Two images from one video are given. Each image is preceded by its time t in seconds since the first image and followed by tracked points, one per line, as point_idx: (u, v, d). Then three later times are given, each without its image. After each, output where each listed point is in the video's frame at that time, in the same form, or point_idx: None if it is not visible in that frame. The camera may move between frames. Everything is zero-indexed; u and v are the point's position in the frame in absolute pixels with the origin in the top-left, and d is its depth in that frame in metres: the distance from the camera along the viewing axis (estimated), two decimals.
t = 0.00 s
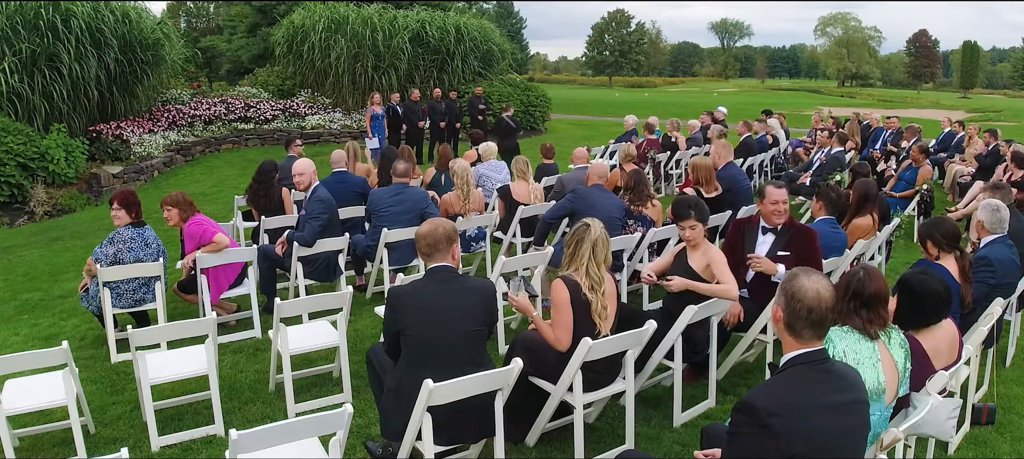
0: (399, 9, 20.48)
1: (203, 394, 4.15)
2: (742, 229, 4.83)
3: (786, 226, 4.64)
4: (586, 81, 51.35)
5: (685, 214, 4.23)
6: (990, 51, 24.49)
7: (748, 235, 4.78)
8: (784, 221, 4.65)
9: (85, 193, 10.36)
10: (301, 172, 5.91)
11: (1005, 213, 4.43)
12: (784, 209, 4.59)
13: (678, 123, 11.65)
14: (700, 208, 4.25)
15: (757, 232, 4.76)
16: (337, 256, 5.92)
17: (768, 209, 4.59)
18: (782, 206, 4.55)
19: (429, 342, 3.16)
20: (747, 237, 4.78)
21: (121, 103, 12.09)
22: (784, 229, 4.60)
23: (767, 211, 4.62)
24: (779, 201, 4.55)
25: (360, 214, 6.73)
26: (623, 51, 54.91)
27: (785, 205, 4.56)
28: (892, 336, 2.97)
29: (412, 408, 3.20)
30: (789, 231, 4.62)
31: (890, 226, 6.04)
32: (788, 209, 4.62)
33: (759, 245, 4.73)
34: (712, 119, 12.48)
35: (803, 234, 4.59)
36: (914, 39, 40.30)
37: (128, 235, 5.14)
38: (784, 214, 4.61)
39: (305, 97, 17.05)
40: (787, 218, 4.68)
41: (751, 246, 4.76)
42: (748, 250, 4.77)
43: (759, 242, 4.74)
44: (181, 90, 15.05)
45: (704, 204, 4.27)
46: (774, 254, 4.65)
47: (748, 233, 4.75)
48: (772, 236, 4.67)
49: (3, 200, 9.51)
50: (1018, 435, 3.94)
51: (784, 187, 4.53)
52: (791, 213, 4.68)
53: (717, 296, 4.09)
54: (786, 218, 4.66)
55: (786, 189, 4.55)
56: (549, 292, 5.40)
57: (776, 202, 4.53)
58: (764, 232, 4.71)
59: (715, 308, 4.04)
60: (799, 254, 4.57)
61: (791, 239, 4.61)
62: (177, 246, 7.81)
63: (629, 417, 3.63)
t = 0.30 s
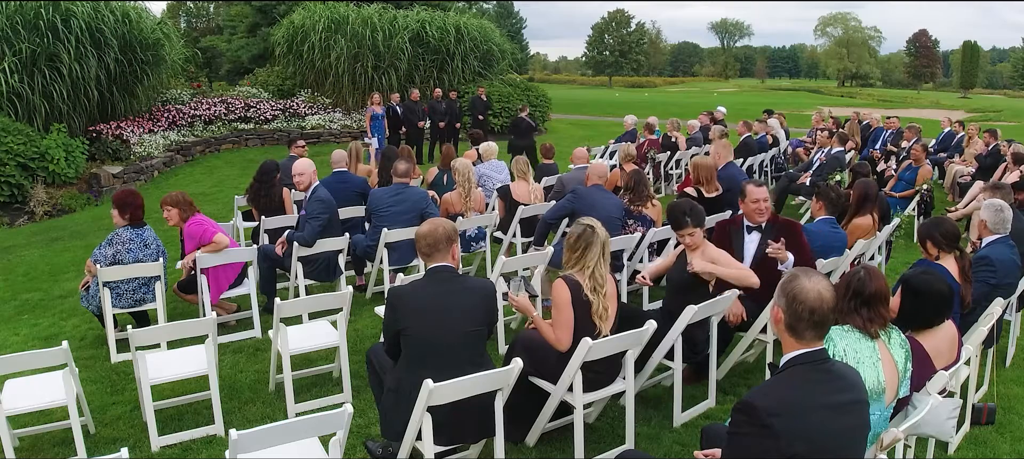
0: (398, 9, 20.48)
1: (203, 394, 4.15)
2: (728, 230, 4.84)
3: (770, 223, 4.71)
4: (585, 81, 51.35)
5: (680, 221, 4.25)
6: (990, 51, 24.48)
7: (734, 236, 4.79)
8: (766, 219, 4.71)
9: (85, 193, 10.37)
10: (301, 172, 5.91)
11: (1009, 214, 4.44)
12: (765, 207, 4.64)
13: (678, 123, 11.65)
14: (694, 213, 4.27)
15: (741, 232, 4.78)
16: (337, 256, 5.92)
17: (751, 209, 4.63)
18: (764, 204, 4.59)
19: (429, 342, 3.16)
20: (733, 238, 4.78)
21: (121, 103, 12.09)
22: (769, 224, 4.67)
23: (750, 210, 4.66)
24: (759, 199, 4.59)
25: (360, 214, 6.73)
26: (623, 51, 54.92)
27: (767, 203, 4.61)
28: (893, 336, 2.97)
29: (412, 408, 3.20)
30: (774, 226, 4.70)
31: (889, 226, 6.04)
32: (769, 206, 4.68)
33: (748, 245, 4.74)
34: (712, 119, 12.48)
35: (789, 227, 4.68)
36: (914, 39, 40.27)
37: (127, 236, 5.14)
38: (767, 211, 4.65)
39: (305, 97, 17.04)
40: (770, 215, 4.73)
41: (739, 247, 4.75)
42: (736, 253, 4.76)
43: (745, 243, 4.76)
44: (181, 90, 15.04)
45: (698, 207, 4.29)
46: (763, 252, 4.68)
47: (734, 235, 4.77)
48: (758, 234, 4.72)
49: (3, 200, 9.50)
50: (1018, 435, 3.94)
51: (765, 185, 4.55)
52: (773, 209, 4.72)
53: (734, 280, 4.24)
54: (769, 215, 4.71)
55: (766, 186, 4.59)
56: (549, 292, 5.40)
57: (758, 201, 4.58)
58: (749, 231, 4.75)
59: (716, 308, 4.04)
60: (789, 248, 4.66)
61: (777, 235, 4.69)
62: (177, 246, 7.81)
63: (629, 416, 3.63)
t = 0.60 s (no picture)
0: (399, 9, 20.48)
1: (203, 394, 4.15)
2: (726, 232, 4.83)
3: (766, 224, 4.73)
4: (585, 81, 51.34)
5: (679, 221, 4.25)
6: (990, 51, 24.46)
7: (732, 239, 4.78)
8: (763, 220, 4.73)
9: (85, 193, 10.37)
10: (301, 172, 5.91)
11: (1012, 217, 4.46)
12: (759, 208, 4.66)
13: (678, 122, 11.65)
14: (693, 213, 4.27)
15: (740, 234, 4.78)
16: (337, 256, 5.92)
17: (747, 210, 4.64)
18: (760, 205, 4.61)
19: (429, 342, 3.17)
20: (732, 240, 4.77)
21: (121, 103, 12.09)
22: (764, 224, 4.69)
23: (745, 212, 4.69)
24: (754, 201, 4.61)
25: (360, 214, 6.73)
26: (623, 51, 54.93)
27: (763, 203, 4.62)
28: (893, 336, 2.97)
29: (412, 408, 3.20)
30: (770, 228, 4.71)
31: (889, 226, 6.04)
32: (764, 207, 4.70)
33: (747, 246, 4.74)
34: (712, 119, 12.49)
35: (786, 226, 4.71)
36: (914, 39, 40.24)
37: (127, 237, 5.15)
38: (762, 213, 4.67)
39: (306, 97, 17.03)
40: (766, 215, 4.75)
41: (738, 249, 4.75)
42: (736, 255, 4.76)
43: (744, 245, 4.75)
44: (181, 90, 15.04)
45: (697, 208, 4.29)
46: (762, 253, 4.68)
47: (733, 238, 4.76)
48: (756, 236, 4.72)
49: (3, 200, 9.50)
50: (1018, 435, 3.94)
51: (759, 186, 4.57)
52: (768, 211, 4.74)
53: (737, 277, 4.25)
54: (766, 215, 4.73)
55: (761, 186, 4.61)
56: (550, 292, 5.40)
57: (753, 202, 4.60)
58: (747, 233, 4.74)
59: (717, 308, 4.04)
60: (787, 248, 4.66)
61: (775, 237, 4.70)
62: (177, 246, 7.80)
63: (629, 416, 3.63)
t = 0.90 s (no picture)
0: (399, 9, 20.47)
1: (203, 394, 4.15)
2: (725, 233, 4.83)
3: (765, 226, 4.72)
4: (585, 81, 51.35)
5: (680, 215, 4.27)
6: (989, 51, 24.44)
7: (732, 240, 4.78)
8: (762, 221, 4.72)
9: (85, 193, 10.37)
10: (301, 172, 5.91)
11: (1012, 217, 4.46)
12: (758, 209, 4.67)
13: (678, 123, 11.65)
14: (695, 209, 4.27)
15: (739, 235, 4.78)
16: (337, 256, 5.91)
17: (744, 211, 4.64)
18: (757, 207, 4.62)
19: (429, 342, 3.17)
20: (732, 241, 4.78)
21: (121, 103, 12.09)
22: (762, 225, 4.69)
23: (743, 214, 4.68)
24: (751, 203, 4.62)
25: (360, 214, 6.73)
26: (623, 51, 54.93)
27: (761, 204, 4.61)
28: (891, 335, 2.98)
29: (412, 408, 3.20)
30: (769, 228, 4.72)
31: (889, 226, 6.04)
32: (763, 209, 4.69)
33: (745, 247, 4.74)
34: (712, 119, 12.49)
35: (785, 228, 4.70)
36: (914, 39, 40.22)
37: (129, 236, 5.15)
38: (760, 213, 4.68)
39: (305, 97, 17.02)
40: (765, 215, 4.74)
41: (737, 250, 4.75)
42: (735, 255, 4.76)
43: (743, 246, 4.76)
44: (181, 90, 15.04)
45: (700, 205, 4.29)
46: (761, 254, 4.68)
47: (733, 239, 4.76)
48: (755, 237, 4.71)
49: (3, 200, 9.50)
50: (1018, 435, 3.94)
51: (755, 187, 4.58)
52: (767, 211, 4.75)
53: (740, 277, 4.28)
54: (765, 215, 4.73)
55: (759, 188, 4.61)
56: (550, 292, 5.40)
57: (749, 204, 4.61)
58: (747, 234, 4.75)
59: (716, 308, 4.04)
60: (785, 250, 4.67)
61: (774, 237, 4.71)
62: (177, 246, 7.80)
63: (629, 416, 3.63)
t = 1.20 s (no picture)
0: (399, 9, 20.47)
1: (203, 394, 4.15)
2: (724, 233, 4.82)
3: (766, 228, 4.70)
4: (585, 81, 51.36)
5: (684, 211, 4.31)
6: (989, 51, 24.39)
7: (732, 240, 4.77)
8: (763, 222, 4.70)
9: (85, 193, 10.37)
10: (301, 172, 5.91)
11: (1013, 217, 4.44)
12: (759, 211, 4.62)
13: (678, 123, 11.65)
14: (698, 207, 4.34)
15: (739, 236, 4.77)
16: (337, 256, 5.91)
17: (745, 213, 4.62)
18: (758, 208, 4.59)
19: (429, 342, 3.16)
20: (731, 242, 4.77)
21: (120, 103, 12.08)
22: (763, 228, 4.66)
23: (743, 216, 4.66)
24: (753, 205, 4.58)
25: (360, 214, 6.73)
26: (623, 51, 54.93)
27: (761, 206, 4.57)
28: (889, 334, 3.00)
29: (412, 408, 3.20)
30: (769, 230, 4.70)
31: (889, 226, 6.04)
32: (764, 210, 4.64)
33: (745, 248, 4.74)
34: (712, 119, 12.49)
35: (785, 232, 4.68)
36: (915, 39, 40.18)
37: (131, 235, 5.15)
38: (761, 214, 4.65)
39: (305, 97, 17.02)
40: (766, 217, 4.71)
41: (737, 252, 4.74)
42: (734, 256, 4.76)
43: (743, 247, 4.75)
44: (181, 90, 15.04)
45: (702, 204, 4.37)
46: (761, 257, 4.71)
47: (732, 239, 4.75)
48: (755, 238, 4.70)
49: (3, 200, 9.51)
50: (1018, 435, 3.94)
51: (757, 189, 4.55)
52: (767, 212, 4.72)
53: (744, 277, 4.29)
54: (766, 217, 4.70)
55: (761, 190, 4.57)
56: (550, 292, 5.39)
57: (750, 205, 4.57)
58: (747, 235, 4.73)
59: (716, 308, 4.04)
60: (785, 252, 4.66)
61: (773, 238, 4.70)
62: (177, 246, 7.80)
63: (629, 416, 3.63)
